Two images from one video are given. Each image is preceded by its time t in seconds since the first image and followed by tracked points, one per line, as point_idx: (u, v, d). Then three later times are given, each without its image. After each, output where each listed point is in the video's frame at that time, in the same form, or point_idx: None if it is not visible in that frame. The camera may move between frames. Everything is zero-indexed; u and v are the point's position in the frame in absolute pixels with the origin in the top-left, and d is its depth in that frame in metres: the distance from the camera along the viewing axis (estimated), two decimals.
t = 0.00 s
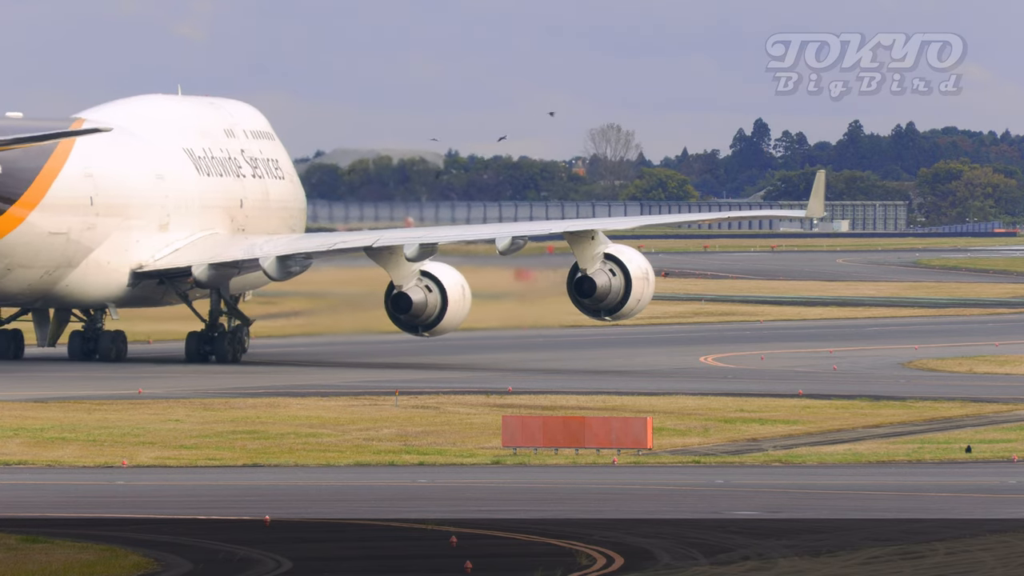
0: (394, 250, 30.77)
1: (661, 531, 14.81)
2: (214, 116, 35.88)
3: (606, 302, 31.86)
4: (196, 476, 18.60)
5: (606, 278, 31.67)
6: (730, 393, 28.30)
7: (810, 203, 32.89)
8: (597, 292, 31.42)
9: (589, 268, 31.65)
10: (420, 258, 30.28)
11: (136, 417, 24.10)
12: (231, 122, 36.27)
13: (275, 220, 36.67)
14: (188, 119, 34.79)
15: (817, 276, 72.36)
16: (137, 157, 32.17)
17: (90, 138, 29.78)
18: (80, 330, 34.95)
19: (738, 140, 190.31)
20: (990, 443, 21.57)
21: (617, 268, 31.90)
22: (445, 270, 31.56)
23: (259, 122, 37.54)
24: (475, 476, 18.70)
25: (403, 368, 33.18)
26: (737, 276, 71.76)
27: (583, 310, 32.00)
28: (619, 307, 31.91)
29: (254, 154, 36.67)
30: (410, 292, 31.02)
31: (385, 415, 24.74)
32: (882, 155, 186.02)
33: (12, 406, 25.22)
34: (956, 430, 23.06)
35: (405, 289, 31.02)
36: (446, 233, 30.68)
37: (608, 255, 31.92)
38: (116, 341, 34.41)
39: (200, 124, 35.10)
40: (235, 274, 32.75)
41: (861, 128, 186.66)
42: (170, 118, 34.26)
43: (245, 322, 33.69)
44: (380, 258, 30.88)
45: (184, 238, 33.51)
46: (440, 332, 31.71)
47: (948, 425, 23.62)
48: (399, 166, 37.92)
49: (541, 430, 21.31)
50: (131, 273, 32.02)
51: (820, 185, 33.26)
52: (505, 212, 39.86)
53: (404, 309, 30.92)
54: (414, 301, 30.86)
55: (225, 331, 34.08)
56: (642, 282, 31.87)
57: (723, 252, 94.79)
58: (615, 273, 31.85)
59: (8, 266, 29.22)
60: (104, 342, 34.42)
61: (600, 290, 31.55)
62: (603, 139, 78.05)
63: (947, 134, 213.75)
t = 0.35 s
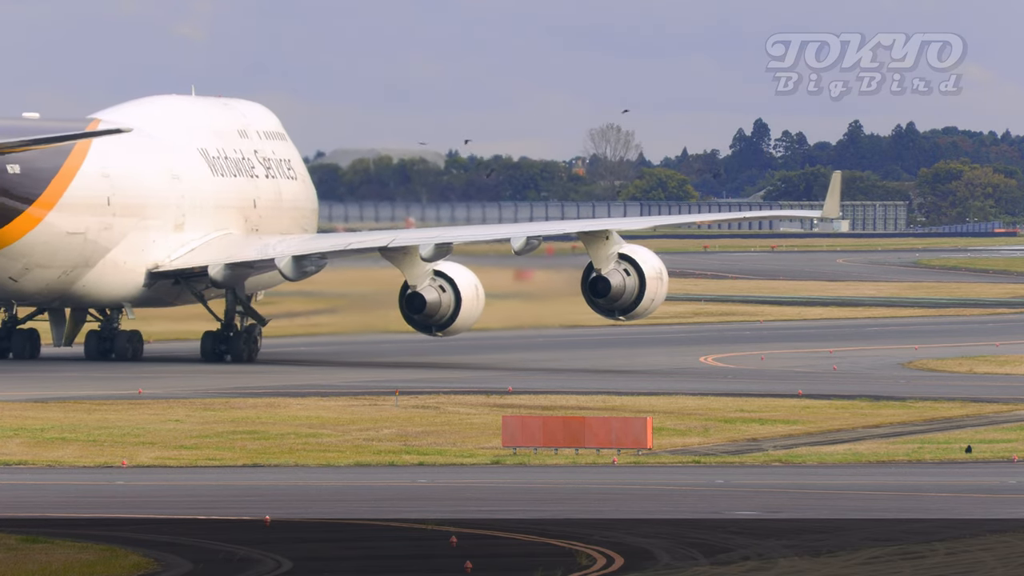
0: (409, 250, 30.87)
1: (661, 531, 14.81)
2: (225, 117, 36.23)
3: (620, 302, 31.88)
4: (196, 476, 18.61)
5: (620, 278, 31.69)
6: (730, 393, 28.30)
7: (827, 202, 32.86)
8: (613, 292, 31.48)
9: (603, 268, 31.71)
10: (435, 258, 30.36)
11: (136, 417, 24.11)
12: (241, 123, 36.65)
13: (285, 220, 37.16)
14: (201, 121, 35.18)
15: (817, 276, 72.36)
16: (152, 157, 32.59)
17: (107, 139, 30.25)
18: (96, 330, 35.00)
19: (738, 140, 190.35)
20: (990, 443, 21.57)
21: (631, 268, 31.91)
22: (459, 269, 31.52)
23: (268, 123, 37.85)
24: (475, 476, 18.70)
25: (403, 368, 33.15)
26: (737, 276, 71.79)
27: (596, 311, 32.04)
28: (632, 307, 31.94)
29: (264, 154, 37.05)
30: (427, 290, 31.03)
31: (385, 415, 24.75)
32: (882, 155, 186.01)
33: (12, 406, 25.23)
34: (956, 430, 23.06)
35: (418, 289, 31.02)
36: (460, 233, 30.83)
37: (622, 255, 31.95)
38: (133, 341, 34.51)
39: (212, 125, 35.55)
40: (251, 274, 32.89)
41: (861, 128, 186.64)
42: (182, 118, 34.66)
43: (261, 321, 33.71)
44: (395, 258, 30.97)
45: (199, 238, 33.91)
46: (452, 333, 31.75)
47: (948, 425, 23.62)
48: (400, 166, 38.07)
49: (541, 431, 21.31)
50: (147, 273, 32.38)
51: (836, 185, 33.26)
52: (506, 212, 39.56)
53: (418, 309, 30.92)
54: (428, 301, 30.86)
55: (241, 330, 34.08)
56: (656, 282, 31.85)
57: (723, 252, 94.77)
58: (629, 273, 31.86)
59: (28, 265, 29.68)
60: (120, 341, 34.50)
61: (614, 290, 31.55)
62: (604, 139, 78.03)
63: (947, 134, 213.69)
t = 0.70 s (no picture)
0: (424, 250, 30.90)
1: (661, 531, 14.80)
2: (239, 118, 36.34)
3: (634, 302, 31.88)
4: (196, 476, 18.60)
5: (635, 277, 31.69)
6: (730, 393, 28.29)
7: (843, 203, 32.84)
8: (628, 292, 31.50)
9: (618, 267, 31.71)
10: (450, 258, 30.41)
11: (136, 417, 24.10)
12: (254, 124, 36.72)
13: (298, 220, 37.28)
14: (215, 122, 35.25)
15: (817, 276, 72.35)
16: (167, 158, 32.70)
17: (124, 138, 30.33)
18: (114, 330, 34.97)
19: (738, 140, 190.35)
20: (990, 443, 21.56)
21: (646, 267, 31.90)
22: (472, 269, 31.54)
23: (280, 123, 37.91)
24: (475, 476, 18.69)
25: (403, 368, 33.13)
26: (737, 276, 71.79)
27: (611, 311, 32.07)
28: (646, 307, 31.93)
29: (277, 154, 37.15)
30: (439, 290, 31.04)
31: (385, 415, 24.73)
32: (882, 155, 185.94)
33: (12, 406, 25.21)
34: (956, 430, 23.04)
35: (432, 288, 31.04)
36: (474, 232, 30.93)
37: (637, 254, 31.95)
38: (148, 340, 34.37)
39: (226, 125, 35.65)
40: (265, 273, 32.98)
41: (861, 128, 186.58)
42: (196, 119, 34.74)
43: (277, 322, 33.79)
44: (410, 257, 31.00)
45: (213, 238, 34.04)
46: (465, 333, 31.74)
47: (948, 425, 23.60)
48: (400, 165, 38.34)
49: (541, 431, 21.30)
50: (162, 273, 32.51)
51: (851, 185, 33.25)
52: (505, 214, 39.42)
53: (432, 308, 30.93)
54: (441, 300, 30.87)
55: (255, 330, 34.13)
56: (670, 283, 31.85)
57: (722, 252, 94.74)
58: (644, 273, 31.86)
59: (46, 265, 29.72)
60: (136, 341, 34.38)
61: (629, 289, 31.56)
62: (604, 139, 77.98)
63: (946, 134, 213.54)
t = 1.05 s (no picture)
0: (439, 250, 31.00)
1: (661, 531, 14.81)
2: (253, 118, 36.58)
3: (648, 302, 31.88)
4: (195, 476, 18.60)
5: (649, 277, 31.70)
6: (730, 393, 28.30)
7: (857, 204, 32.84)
8: (642, 292, 31.49)
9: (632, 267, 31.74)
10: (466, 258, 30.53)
11: (136, 417, 24.10)
12: (267, 124, 36.94)
13: (309, 219, 37.61)
14: (229, 122, 35.44)
15: (817, 276, 72.35)
16: (183, 158, 32.92)
17: (141, 139, 30.54)
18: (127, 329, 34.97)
19: (738, 140, 190.38)
20: (990, 443, 21.56)
21: (660, 268, 31.91)
22: (486, 269, 31.52)
23: (291, 124, 38.11)
24: (475, 476, 18.70)
25: (403, 368, 33.14)
26: (737, 276, 71.81)
27: (625, 311, 32.07)
28: (660, 307, 31.92)
29: (289, 155, 37.41)
30: (455, 290, 31.08)
31: (385, 414, 24.74)
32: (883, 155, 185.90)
33: (12, 406, 25.22)
34: (956, 430, 23.05)
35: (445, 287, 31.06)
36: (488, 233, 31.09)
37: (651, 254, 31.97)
38: (164, 340, 34.48)
39: (240, 125, 35.83)
40: (280, 273, 33.13)
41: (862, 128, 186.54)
42: (210, 119, 34.92)
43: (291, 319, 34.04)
44: (424, 256, 31.07)
45: (228, 238, 34.29)
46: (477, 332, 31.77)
47: (948, 425, 23.60)
48: (401, 166, 38.52)
49: (541, 431, 21.31)
50: (177, 273, 32.75)
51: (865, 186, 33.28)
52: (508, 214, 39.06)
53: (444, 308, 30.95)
54: (454, 300, 30.88)
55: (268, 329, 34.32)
56: (683, 282, 31.85)
57: (722, 252, 94.72)
58: (657, 272, 31.87)
59: (63, 265, 29.93)
60: (151, 341, 34.39)
61: (643, 289, 31.57)
62: (604, 139, 77.94)
63: (946, 134, 213.44)
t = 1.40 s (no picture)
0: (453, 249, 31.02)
1: (661, 531, 14.81)
2: (265, 118, 36.53)
3: (662, 301, 31.88)
4: (194, 476, 18.60)
5: (663, 277, 31.70)
6: (731, 392, 28.30)
7: (872, 204, 32.80)
8: (656, 291, 31.52)
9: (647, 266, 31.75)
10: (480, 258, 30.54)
11: (136, 417, 24.10)
12: (278, 124, 36.88)
13: (321, 219, 37.52)
14: (241, 122, 35.40)
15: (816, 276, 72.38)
16: (196, 159, 32.92)
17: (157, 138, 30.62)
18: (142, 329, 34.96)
19: (738, 140, 190.44)
20: (990, 443, 21.57)
21: (674, 267, 31.91)
22: (498, 268, 31.53)
23: (303, 125, 38.03)
24: (475, 476, 18.70)
25: (404, 368, 33.15)
26: (736, 276, 71.86)
27: (638, 310, 32.08)
28: (673, 306, 31.92)
29: (301, 155, 37.34)
30: (468, 290, 31.08)
31: (385, 414, 24.74)
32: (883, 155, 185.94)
33: (12, 406, 25.22)
34: (955, 430, 23.05)
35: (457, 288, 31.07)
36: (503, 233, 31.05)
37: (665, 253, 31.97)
38: (178, 340, 34.40)
39: (252, 125, 35.79)
40: (293, 274, 33.13)
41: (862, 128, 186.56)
42: (222, 120, 34.88)
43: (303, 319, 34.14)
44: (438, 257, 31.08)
45: (242, 238, 34.28)
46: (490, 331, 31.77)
47: (947, 425, 23.61)
48: (400, 167, 38.75)
49: (541, 431, 21.31)
50: (193, 273, 32.77)
51: (879, 187, 33.23)
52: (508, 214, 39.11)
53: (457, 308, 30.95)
54: (467, 300, 30.88)
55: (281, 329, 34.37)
56: (698, 282, 31.85)
57: (722, 252, 94.77)
58: (671, 272, 31.86)
59: (81, 265, 29.96)
60: (167, 340, 34.36)
61: (657, 288, 31.57)
62: (603, 139, 77.99)
63: (946, 134, 213.44)
